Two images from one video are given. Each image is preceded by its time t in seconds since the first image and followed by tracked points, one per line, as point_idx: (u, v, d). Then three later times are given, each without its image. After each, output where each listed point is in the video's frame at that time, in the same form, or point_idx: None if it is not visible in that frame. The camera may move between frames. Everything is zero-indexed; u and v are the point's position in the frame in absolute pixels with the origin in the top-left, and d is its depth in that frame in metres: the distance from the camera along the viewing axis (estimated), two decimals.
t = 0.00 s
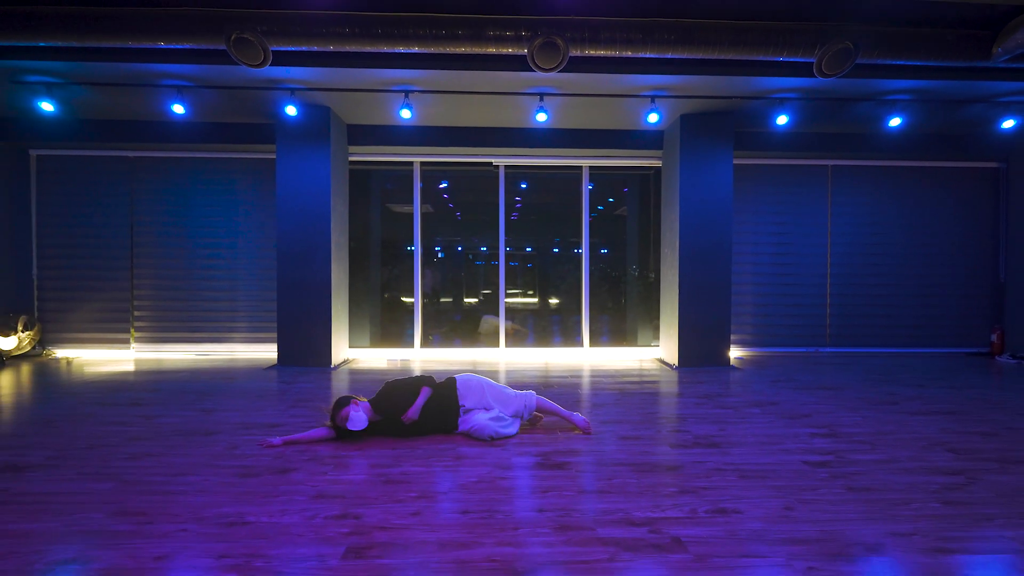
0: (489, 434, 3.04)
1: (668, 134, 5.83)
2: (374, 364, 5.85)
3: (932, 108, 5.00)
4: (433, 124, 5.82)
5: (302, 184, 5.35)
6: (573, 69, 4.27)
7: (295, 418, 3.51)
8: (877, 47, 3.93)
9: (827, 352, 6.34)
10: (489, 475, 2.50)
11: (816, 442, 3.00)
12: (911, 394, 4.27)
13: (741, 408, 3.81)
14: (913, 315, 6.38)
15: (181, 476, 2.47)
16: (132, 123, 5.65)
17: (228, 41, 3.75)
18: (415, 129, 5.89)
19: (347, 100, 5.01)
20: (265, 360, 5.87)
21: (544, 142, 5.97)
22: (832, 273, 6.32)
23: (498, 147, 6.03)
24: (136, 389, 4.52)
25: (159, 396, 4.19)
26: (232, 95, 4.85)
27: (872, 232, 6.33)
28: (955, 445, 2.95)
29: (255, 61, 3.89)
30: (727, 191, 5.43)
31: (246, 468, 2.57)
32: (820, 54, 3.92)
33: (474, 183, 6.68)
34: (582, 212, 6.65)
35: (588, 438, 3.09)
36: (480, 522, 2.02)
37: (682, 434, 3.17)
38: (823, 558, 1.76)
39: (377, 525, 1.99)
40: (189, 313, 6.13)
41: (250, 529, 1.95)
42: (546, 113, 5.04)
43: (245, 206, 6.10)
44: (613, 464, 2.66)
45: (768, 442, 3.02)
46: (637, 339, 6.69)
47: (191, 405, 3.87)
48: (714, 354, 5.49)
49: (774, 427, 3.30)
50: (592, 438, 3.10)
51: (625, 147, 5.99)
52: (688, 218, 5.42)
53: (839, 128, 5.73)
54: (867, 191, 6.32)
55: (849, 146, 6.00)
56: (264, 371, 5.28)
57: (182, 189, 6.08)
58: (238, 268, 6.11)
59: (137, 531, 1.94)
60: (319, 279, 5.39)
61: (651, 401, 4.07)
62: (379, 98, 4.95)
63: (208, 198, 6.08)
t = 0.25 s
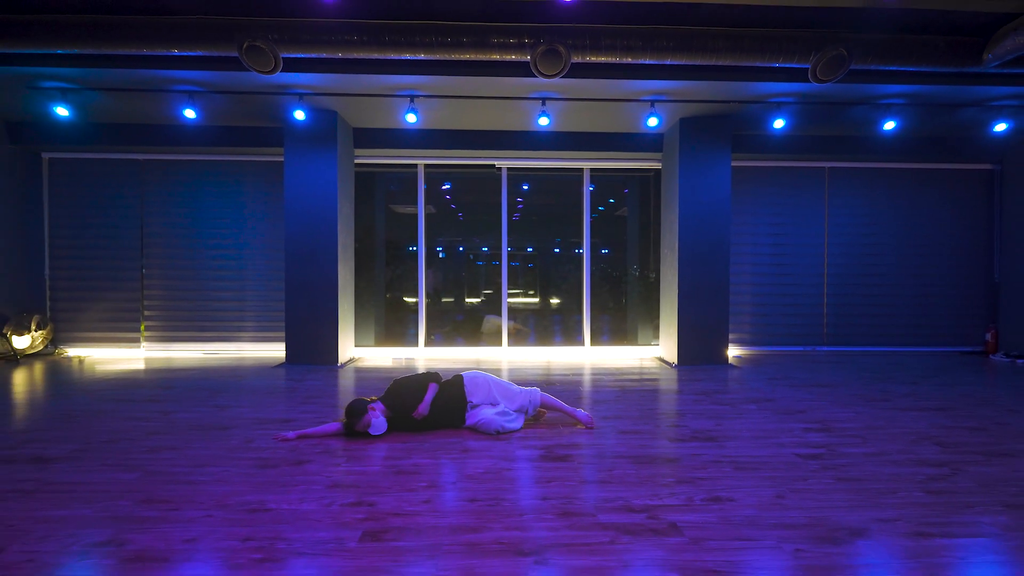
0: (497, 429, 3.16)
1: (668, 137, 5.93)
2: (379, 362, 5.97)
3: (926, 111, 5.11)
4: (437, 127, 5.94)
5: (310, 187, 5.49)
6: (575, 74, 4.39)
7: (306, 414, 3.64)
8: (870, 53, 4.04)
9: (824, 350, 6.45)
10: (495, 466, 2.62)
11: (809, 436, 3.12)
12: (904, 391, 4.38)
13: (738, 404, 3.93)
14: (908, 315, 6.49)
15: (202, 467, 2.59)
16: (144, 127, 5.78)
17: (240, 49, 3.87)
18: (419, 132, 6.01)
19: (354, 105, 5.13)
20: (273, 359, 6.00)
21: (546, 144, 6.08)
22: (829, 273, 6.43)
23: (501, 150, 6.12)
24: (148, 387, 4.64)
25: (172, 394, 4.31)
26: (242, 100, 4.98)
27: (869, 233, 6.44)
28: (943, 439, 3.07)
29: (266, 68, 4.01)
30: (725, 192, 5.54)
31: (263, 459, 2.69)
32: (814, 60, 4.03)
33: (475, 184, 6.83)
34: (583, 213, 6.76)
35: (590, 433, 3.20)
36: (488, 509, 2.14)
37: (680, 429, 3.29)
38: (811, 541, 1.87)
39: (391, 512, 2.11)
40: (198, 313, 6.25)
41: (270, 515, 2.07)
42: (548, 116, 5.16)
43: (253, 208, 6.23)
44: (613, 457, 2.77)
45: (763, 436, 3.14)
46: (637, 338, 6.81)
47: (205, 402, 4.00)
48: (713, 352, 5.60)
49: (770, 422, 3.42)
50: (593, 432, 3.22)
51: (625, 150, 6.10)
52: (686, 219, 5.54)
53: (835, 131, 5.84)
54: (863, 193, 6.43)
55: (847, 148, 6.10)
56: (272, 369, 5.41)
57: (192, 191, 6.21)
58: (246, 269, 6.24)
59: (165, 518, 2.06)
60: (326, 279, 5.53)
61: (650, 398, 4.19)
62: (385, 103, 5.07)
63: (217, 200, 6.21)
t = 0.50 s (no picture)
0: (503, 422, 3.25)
1: (668, 138, 6.02)
2: (384, 360, 6.07)
3: (922, 112, 5.20)
4: (441, 128, 6.04)
5: (316, 187, 5.60)
6: (576, 77, 4.48)
7: (315, 409, 3.74)
8: (865, 56, 4.13)
9: (822, 348, 6.54)
10: (500, 457, 2.71)
11: (804, 429, 3.21)
12: (899, 387, 4.47)
13: (736, 399, 4.03)
14: (905, 313, 6.57)
15: (218, 457, 2.69)
16: (154, 129, 5.89)
17: (250, 53, 3.97)
18: (424, 134, 6.11)
19: (360, 107, 5.23)
20: (279, 356, 6.10)
21: (548, 146, 6.18)
22: (827, 272, 6.51)
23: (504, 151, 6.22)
24: (159, 384, 4.74)
25: (183, 390, 4.42)
26: (250, 103, 5.08)
27: (866, 233, 6.53)
28: (935, 432, 3.16)
29: (275, 71, 4.11)
30: (724, 192, 5.63)
31: (276, 450, 2.79)
32: (810, 64, 4.12)
33: (478, 184, 6.90)
34: (584, 213, 6.86)
35: (591, 426, 3.31)
36: (494, 496, 2.24)
37: (679, 423, 3.39)
38: (802, 525, 1.97)
39: (401, 498, 2.21)
40: (205, 311, 6.36)
41: (286, 501, 2.17)
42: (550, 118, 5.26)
43: (260, 208, 6.33)
44: (614, 448, 2.87)
45: (759, 429, 3.24)
46: (638, 336, 6.91)
47: (216, 396, 4.11)
48: (713, 350, 5.69)
49: (766, 416, 3.52)
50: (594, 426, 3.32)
51: (626, 151, 6.20)
52: (686, 219, 5.63)
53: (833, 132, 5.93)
54: (861, 193, 6.52)
55: (845, 149, 6.18)
56: (280, 366, 5.51)
57: (200, 192, 6.31)
58: (252, 268, 6.34)
59: (186, 503, 2.16)
60: (332, 278, 5.63)
61: (650, 394, 4.29)
62: (390, 105, 5.17)
63: (225, 200, 6.31)
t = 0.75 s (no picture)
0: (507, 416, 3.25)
1: (670, 135, 6.02)
2: (387, 356, 6.08)
3: (925, 108, 5.18)
4: (443, 125, 6.04)
5: (319, 184, 5.61)
6: (579, 72, 4.48)
7: (318, 403, 3.75)
8: (869, 51, 4.13)
9: (825, 345, 6.53)
10: (504, 449, 2.71)
11: (808, 423, 3.21)
12: (902, 383, 4.47)
13: (739, 394, 4.03)
14: (908, 310, 6.56)
15: (222, 449, 2.70)
16: (157, 126, 5.91)
17: (254, 48, 3.98)
18: (426, 130, 6.12)
19: (363, 103, 5.24)
20: (282, 353, 6.11)
21: (551, 142, 6.18)
22: (830, 269, 6.51)
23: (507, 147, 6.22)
24: (162, 379, 4.75)
25: (187, 385, 4.43)
26: (253, 99, 5.09)
27: (869, 229, 6.53)
28: (938, 425, 3.16)
29: (279, 67, 4.12)
30: (727, 188, 5.63)
31: (280, 442, 2.80)
32: (814, 58, 4.11)
33: (480, 182, 6.92)
34: (587, 210, 6.86)
35: (595, 419, 3.31)
36: (499, 486, 2.24)
37: (682, 416, 3.39)
38: (807, 514, 1.97)
39: (406, 488, 2.22)
40: (208, 308, 6.37)
41: (292, 490, 2.18)
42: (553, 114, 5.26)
43: (262, 205, 6.35)
44: (618, 440, 2.88)
45: (763, 422, 3.24)
46: (641, 333, 6.91)
47: (220, 391, 4.12)
48: (716, 346, 5.68)
49: (770, 410, 3.52)
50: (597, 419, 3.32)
51: (628, 147, 6.20)
52: (689, 215, 5.63)
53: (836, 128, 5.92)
54: (864, 190, 6.51)
55: (849, 145, 6.17)
56: (283, 362, 5.52)
57: (204, 189, 6.33)
58: (255, 265, 6.35)
59: (192, 493, 2.16)
60: (335, 274, 5.64)
61: (653, 389, 4.29)
62: (393, 101, 5.18)
63: (228, 197, 6.33)
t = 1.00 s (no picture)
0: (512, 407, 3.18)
1: (677, 126, 5.92)
2: (389, 351, 6.00)
3: (938, 98, 5.08)
4: (446, 117, 5.96)
5: (321, 176, 5.53)
6: (585, 60, 4.40)
7: (320, 396, 3.68)
8: (882, 38, 4.03)
9: (833, 341, 6.43)
10: (510, 442, 2.63)
11: (822, 416, 3.12)
12: (915, 377, 4.38)
13: (749, 388, 3.94)
14: (918, 305, 6.46)
15: (221, 441, 2.62)
16: (157, 117, 5.84)
17: (254, 35, 3.90)
18: (429, 123, 6.04)
19: (365, 93, 5.16)
20: (283, 348, 6.04)
21: (555, 135, 6.10)
22: (838, 264, 6.41)
23: (511, 140, 6.13)
24: (161, 373, 4.68)
25: (186, 378, 4.35)
26: (253, 89, 5.01)
27: (878, 223, 6.43)
28: (957, 418, 3.07)
29: (279, 54, 4.04)
30: (735, 180, 5.53)
31: (280, 434, 2.72)
32: (825, 45, 4.02)
33: (483, 178, 6.81)
34: (591, 204, 6.77)
35: (603, 413, 3.22)
36: (506, 478, 2.16)
37: (692, 410, 3.30)
38: (829, 507, 1.88)
39: (410, 480, 2.13)
40: (208, 303, 6.30)
41: (291, 482, 2.10)
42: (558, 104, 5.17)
43: (263, 199, 6.27)
44: (628, 433, 2.79)
45: (776, 416, 3.15)
46: (646, 329, 6.82)
47: (219, 384, 4.05)
48: (723, 341, 5.59)
49: (782, 403, 3.43)
50: (605, 412, 3.24)
51: (634, 140, 6.11)
52: (696, 208, 5.53)
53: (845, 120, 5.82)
54: (873, 183, 6.41)
55: (858, 137, 6.07)
56: (284, 357, 5.45)
57: (204, 182, 6.26)
58: (256, 259, 6.28)
59: (187, 484, 2.08)
60: (336, 267, 5.56)
61: (661, 384, 4.21)
62: (395, 91, 5.10)
63: (228, 190, 6.25)
